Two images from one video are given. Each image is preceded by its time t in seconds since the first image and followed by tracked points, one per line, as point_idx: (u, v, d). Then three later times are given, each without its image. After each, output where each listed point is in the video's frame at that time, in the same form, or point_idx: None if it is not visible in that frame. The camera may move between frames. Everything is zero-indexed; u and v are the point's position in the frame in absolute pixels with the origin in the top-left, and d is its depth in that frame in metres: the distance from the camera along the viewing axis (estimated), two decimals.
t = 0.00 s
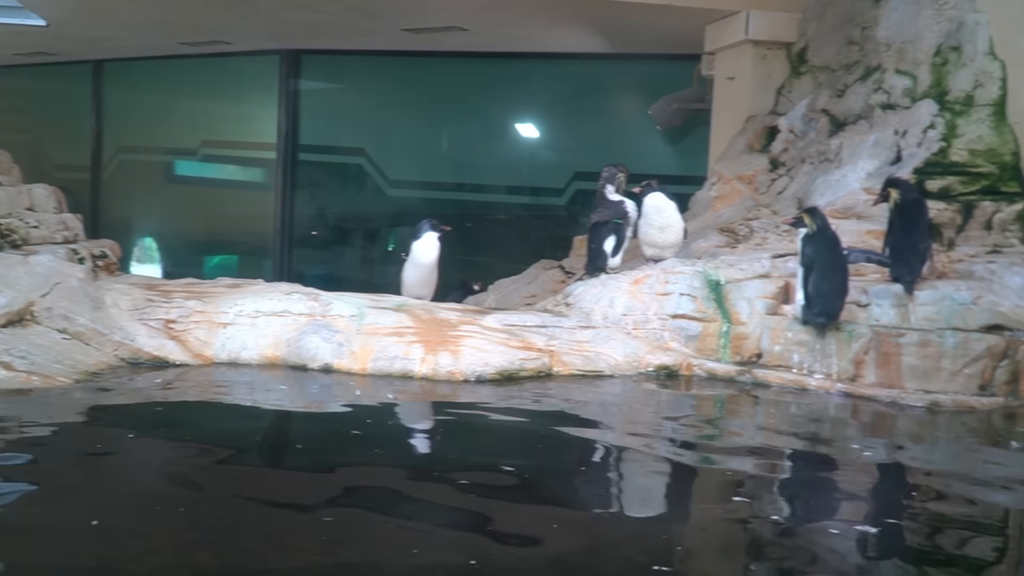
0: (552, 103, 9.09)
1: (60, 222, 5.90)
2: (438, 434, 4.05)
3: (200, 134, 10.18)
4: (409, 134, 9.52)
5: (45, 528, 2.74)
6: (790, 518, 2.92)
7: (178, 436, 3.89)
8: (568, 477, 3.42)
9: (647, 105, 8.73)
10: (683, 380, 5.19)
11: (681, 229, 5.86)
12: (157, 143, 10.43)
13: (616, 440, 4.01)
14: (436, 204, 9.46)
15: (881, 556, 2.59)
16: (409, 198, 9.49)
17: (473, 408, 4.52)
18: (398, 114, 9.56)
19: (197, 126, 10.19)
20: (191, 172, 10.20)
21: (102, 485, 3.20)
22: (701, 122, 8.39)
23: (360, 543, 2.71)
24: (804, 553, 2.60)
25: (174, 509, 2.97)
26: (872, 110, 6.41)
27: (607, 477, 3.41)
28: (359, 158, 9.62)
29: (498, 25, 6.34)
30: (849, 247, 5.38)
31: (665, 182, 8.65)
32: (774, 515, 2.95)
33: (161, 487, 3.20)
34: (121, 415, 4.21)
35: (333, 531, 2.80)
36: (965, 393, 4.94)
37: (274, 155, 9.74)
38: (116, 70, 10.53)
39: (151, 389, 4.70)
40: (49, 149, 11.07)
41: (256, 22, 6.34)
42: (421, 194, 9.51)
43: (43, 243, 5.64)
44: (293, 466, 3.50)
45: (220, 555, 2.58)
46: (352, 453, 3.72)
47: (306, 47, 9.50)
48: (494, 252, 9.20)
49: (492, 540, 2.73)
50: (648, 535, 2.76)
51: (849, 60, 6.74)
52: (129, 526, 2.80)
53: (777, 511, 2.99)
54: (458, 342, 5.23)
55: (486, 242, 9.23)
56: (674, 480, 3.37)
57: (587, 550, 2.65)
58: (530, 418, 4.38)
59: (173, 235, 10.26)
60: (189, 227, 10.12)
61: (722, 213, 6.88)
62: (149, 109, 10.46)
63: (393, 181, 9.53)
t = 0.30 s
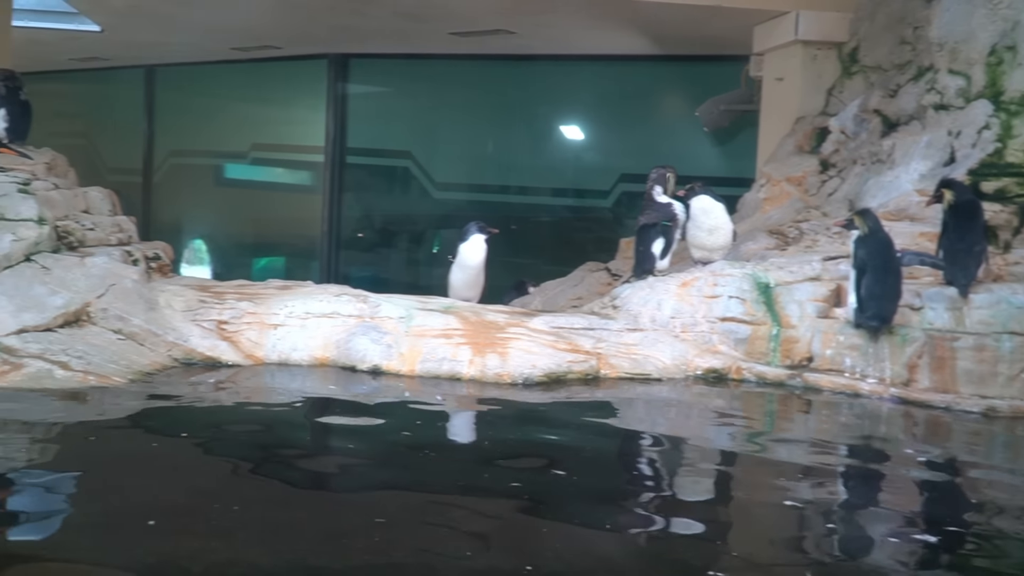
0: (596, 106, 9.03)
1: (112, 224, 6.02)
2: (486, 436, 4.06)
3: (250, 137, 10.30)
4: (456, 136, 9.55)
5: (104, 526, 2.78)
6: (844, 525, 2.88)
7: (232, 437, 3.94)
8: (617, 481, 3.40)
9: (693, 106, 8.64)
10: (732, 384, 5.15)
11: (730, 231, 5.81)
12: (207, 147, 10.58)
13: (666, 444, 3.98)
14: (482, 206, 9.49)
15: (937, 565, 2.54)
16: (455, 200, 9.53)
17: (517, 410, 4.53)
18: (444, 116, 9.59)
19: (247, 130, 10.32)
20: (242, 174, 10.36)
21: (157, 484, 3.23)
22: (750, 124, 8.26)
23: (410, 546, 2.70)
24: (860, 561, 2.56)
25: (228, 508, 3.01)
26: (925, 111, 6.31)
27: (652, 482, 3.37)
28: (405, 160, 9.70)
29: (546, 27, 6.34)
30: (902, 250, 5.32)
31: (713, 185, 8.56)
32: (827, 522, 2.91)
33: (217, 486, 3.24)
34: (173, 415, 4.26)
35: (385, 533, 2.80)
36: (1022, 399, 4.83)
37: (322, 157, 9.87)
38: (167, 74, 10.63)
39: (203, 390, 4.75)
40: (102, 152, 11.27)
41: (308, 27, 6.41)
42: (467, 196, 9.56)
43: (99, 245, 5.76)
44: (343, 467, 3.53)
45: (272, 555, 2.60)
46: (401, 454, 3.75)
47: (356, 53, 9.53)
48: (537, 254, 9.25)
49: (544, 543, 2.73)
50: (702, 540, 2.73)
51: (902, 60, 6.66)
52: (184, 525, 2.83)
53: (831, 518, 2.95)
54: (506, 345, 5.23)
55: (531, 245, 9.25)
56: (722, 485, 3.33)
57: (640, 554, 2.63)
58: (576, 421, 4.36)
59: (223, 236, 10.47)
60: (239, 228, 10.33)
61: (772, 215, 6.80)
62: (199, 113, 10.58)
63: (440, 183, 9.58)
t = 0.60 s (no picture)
0: (642, 108, 9.00)
1: (168, 227, 6.22)
2: (537, 440, 4.07)
3: (300, 142, 10.36)
4: (500, 140, 9.54)
5: (166, 524, 2.83)
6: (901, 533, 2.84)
7: (288, 437, 3.99)
8: (669, 487, 3.38)
9: (741, 107, 8.62)
10: (784, 389, 5.09)
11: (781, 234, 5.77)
12: (256, 150, 10.69)
13: (717, 449, 3.96)
14: (527, 209, 9.44)
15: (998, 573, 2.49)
16: (500, 204, 9.51)
17: (566, 414, 4.52)
18: (489, 120, 9.59)
19: (296, 135, 10.39)
20: (289, 178, 10.40)
21: (216, 484, 3.28)
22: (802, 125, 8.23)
23: (467, 548, 2.71)
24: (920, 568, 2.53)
25: (286, 508, 3.05)
26: (980, 112, 6.24)
27: (700, 487, 3.36)
28: (451, 164, 9.73)
29: (594, 30, 6.34)
30: (959, 254, 5.17)
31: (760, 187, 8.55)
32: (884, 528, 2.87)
33: (274, 486, 3.29)
34: (226, 415, 4.33)
35: (441, 536, 2.81)
36: None
37: (369, 161, 9.94)
38: (219, 79, 10.80)
39: (256, 390, 4.82)
40: (153, 155, 11.44)
41: (358, 32, 6.48)
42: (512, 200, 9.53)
43: (155, 247, 5.97)
44: (395, 470, 3.56)
45: (331, 555, 2.62)
46: (454, 457, 3.77)
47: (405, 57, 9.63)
48: (584, 258, 9.23)
49: (599, 547, 2.72)
50: (758, 547, 2.71)
51: (955, 61, 6.52)
52: (244, 525, 2.86)
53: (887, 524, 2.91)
54: (555, 348, 5.23)
55: (577, 249, 9.24)
56: (775, 490, 3.31)
57: (696, 560, 2.61)
58: (626, 425, 4.35)
59: (275, 240, 10.55)
60: (287, 231, 10.40)
61: (823, 217, 6.69)
62: (248, 118, 10.72)
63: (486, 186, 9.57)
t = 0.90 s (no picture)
0: (690, 111, 8.97)
1: (223, 231, 6.34)
2: (591, 445, 4.06)
3: (350, 145, 10.46)
4: (546, 143, 9.53)
5: (226, 524, 2.86)
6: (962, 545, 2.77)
7: (344, 441, 4.02)
8: (724, 493, 3.35)
9: (793, 111, 8.55)
10: (838, 396, 5.04)
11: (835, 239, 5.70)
12: (306, 155, 10.80)
13: (770, 455, 3.93)
14: (574, 213, 9.43)
15: None
16: (547, 208, 9.52)
17: (618, 420, 4.51)
18: (535, 124, 9.59)
19: (346, 138, 10.49)
20: (341, 183, 10.52)
21: (273, 486, 3.32)
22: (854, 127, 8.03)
23: (521, 552, 2.71)
24: None
25: (341, 510, 3.06)
26: None
27: (749, 493, 3.33)
28: (500, 168, 9.77)
29: (642, 33, 6.32)
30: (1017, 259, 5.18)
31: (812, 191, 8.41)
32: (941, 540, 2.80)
33: (329, 489, 3.31)
34: (279, 418, 4.39)
35: (497, 540, 2.81)
36: None
37: (419, 165, 10.03)
38: (272, 86, 10.99)
39: (310, 392, 4.89)
40: (210, 162, 11.69)
41: (407, 36, 6.52)
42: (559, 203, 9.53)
43: (210, 251, 6.10)
44: (447, 474, 3.57)
45: (386, 558, 2.63)
46: (509, 461, 3.78)
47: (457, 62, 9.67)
48: (631, 262, 9.18)
49: (654, 554, 2.70)
50: (817, 554, 2.67)
51: (1012, 62, 6.38)
52: (302, 526, 2.89)
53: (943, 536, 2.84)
54: (605, 353, 5.23)
55: (624, 253, 9.20)
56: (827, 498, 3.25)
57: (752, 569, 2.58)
58: (678, 431, 4.33)
59: (325, 244, 10.67)
60: (336, 236, 10.55)
61: (878, 221, 6.63)
62: (298, 122, 10.86)
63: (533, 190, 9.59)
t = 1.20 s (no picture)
0: (740, 115, 8.90)
1: (278, 236, 6.42)
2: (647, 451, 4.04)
3: (400, 151, 10.59)
4: (594, 148, 9.51)
5: (288, 525, 2.88)
6: None
7: (398, 445, 4.03)
8: (781, 499, 3.31)
9: (847, 113, 8.38)
10: (896, 404, 4.95)
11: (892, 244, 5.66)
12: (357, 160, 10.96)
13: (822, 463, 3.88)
14: (622, 219, 9.40)
15: None
16: (595, 213, 9.50)
17: (671, 426, 4.49)
18: (583, 129, 9.58)
19: (396, 144, 10.62)
20: (389, 188, 10.68)
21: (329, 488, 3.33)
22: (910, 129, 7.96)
23: (579, 558, 2.69)
24: None
25: (398, 512, 3.08)
26: None
27: (805, 501, 3.27)
28: (548, 172, 9.77)
29: (693, 36, 6.32)
30: None
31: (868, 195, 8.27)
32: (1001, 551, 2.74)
33: (386, 490, 3.32)
34: (331, 421, 4.41)
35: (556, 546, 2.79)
36: None
37: (469, 170, 10.09)
38: (324, 91, 11.11)
39: (364, 395, 4.95)
40: (262, 165, 11.92)
41: (457, 40, 6.55)
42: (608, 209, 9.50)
43: (265, 256, 6.20)
44: (501, 478, 3.56)
45: (444, 562, 2.63)
46: (563, 466, 3.76)
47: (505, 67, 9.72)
48: (681, 268, 9.11)
49: (712, 561, 2.67)
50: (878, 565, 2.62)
51: None
52: (361, 527, 2.89)
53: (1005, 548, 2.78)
54: (658, 358, 5.22)
55: (674, 259, 9.13)
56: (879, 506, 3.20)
57: None
58: (733, 437, 4.30)
59: (371, 248, 10.87)
60: (387, 240, 10.70)
61: (935, 227, 6.60)
62: (348, 128, 11.03)
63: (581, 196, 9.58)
